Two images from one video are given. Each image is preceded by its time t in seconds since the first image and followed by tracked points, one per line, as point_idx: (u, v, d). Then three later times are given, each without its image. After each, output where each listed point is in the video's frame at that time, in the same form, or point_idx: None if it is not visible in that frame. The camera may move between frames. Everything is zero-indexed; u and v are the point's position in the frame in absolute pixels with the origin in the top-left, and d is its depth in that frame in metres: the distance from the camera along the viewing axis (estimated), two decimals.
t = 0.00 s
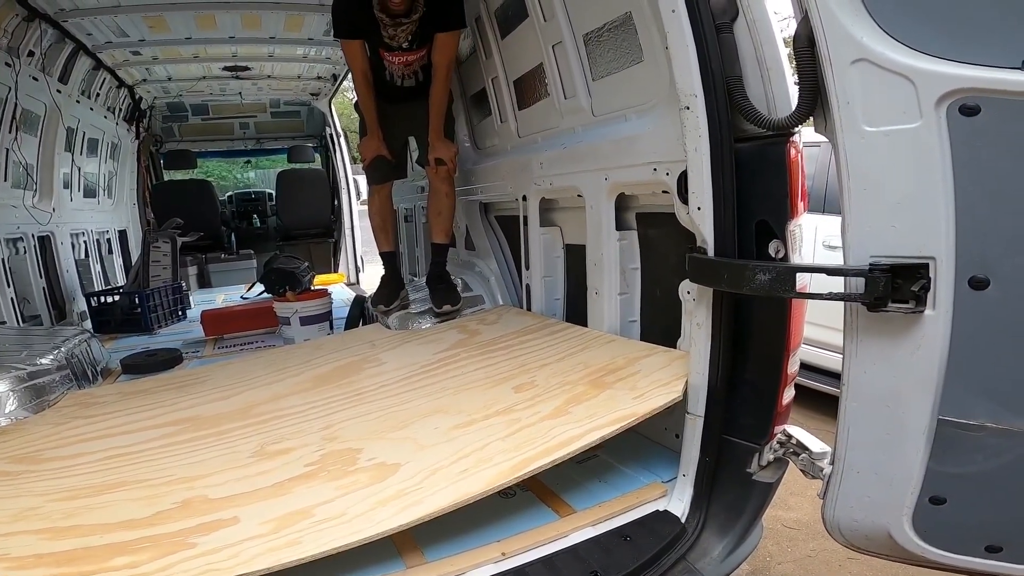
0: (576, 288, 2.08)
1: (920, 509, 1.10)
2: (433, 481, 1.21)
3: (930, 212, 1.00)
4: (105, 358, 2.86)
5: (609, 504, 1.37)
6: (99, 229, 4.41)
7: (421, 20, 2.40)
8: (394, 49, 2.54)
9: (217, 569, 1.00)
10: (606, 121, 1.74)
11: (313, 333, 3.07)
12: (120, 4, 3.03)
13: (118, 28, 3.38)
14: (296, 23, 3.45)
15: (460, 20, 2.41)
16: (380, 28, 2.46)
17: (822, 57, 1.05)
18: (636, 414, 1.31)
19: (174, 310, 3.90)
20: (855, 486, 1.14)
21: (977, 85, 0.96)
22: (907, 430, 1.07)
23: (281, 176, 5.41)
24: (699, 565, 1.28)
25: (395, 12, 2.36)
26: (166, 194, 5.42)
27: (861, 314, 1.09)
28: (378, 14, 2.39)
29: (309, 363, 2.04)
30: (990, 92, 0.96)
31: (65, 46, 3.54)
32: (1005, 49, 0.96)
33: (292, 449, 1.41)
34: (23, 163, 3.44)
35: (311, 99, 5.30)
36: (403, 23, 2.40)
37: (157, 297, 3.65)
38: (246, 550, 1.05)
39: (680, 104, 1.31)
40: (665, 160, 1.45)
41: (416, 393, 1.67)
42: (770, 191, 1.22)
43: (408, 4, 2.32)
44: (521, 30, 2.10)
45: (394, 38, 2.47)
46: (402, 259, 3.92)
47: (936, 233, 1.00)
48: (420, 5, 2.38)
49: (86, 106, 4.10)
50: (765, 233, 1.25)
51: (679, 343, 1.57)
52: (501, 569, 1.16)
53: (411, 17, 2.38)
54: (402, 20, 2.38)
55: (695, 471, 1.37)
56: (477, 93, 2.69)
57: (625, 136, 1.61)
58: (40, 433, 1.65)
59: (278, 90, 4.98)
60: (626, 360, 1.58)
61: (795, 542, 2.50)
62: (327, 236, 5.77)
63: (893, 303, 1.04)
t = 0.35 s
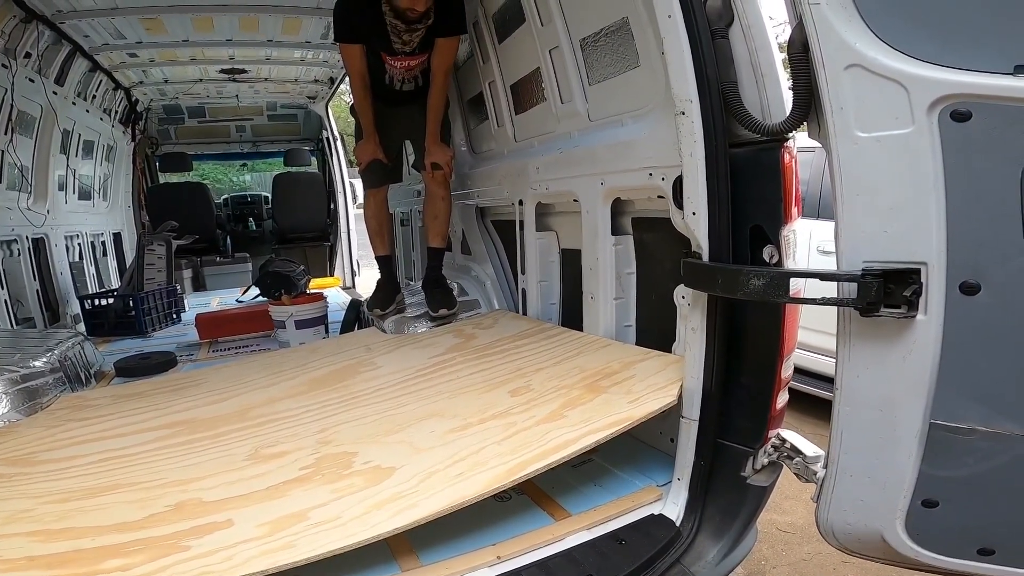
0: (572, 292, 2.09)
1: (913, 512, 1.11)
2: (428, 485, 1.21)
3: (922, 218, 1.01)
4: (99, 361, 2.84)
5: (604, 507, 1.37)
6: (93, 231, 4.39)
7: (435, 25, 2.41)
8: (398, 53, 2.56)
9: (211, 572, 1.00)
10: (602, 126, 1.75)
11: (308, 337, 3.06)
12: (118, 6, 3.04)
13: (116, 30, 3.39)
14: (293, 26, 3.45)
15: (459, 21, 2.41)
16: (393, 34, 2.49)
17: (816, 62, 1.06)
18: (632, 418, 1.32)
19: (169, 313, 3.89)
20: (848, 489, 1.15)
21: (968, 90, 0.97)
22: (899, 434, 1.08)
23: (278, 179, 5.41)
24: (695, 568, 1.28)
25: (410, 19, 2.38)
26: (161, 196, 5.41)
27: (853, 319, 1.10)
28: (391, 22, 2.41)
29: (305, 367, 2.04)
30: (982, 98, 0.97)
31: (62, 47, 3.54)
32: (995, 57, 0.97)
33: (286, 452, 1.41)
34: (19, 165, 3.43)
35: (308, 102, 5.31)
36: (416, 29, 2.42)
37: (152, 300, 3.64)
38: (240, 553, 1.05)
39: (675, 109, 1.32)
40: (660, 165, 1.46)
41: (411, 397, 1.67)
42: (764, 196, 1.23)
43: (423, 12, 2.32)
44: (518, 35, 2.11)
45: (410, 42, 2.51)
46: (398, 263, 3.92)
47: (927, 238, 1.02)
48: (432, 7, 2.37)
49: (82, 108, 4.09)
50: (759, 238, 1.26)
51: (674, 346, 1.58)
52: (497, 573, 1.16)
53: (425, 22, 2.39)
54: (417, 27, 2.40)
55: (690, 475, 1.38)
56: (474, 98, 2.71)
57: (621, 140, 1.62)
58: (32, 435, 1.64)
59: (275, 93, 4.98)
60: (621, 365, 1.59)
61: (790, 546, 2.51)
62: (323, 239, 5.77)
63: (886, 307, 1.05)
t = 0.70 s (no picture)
0: (578, 291, 2.09)
1: (922, 510, 1.10)
2: (435, 484, 1.21)
3: (927, 214, 1.01)
4: (110, 363, 2.87)
5: (610, 506, 1.37)
6: (103, 235, 4.44)
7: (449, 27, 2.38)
8: (409, 54, 2.52)
9: (220, 572, 1.01)
10: (606, 125, 1.75)
11: (316, 338, 3.08)
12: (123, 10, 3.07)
13: (122, 34, 3.42)
14: (298, 28, 3.47)
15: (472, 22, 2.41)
16: (407, 36, 2.46)
17: (818, 59, 1.06)
18: (637, 416, 1.32)
19: (179, 315, 3.92)
20: (857, 487, 1.14)
21: (973, 86, 0.97)
22: (908, 432, 1.07)
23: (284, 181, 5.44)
24: (703, 566, 1.28)
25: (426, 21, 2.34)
26: (170, 200, 5.45)
27: (860, 315, 1.09)
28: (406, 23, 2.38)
29: (312, 368, 2.05)
30: (985, 94, 0.97)
31: (69, 51, 3.58)
32: (1000, 52, 0.96)
33: (294, 452, 1.42)
34: (29, 169, 3.47)
35: (313, 104, 5.33)
36: (432, 31, 2.38)
37: (162, 302, 3.68)
38: (249, 552, 1.06)
39: (679, 107, 1.32)
40: (664, 164, 1.46)
41: (418, 397, 1.67)
42: (769, 194, 1.22)
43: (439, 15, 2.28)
44: (521, 35, 2.12)
45: (424, 44, 2.48)
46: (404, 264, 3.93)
47: (934, 234, 1.01)
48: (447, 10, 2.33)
49: (91, 112, 4.13)
50: (765, 236, 1.25)
51: (681, 345, 1.57)
52: (504, 572, 1.17)
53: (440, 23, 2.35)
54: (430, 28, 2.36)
55: (698, 474, 1.37)
56: (478, 99, 2.71)
57: (625, 139, 1.62)
58: (45, 437, 1.66)
59: (281, 95, 5.01)
60: (628, 363, 1.59)
61: (800, 545, 2.49)
62: (330, 241, 5.79)
63: (893, 304, 1.04)
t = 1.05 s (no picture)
0: (592, 290, 2.08)
1: (948, 509, 1.07)
2: (450, 485, 1.22)
3: (948, 208, 0.98)
4: (134, 367, 2.92)
5: (627, 506, 1.36)
6: (125, 241, 4.52)
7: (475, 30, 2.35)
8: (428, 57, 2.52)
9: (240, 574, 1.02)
10: (616, 122, 1.73)
11: (333, 340, 3.10)
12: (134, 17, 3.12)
13: (134, 40, 3.47)
14: (307, 31, 3.50)
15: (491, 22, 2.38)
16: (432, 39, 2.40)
17: (830, 52, 1.04)
18: (650, 416, 1.30)
19: (199, 319, 3.98)
20: (880, 485, 1.12)
21: (991, 75, 0.94)
22: (932, 429, 1.05)
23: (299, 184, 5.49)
24: (721, 566, 1.26)
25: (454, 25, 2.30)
26: (189, 205, 5.54)
27: (880, 311, 1.07)
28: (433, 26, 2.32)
29: (329, 370, 2.06)
30: (1004, 82, 0.94)
31: (84, 59, 3.64)
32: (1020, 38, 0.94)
33: (312, 455, 1.43)
34: (49, 177, 3.55)
35: (325, 107, 5.38)
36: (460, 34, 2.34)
37: (183, 307, 3.74)
38: (268, 555, 1.07)
39: (689, 102, 1.30)
40: (676, 160, 1.44)
41: (433, 398, 1.68)
42: (783, 189, 1.20)
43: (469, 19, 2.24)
44: (529, 33, 2.11)
45: (450, 46, 2.43)
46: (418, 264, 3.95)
47: (955, 227, 0.98)
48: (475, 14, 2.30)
49: (108, 119, 4.21)
50: (779, 231, 1.23)
51: (697, 343, 1.56)
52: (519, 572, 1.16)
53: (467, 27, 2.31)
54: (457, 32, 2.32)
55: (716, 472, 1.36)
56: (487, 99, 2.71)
57: (635, 136, 1.60)
58: (72, 441, 1.70)
59: (293, 98, 5.06)
60: (643, 362, 1.57)
61: (823, 542, 2.46)
62: (345, 243, 5.84)
63: (914, 299, 1.02)
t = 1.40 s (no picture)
0: (596, 291, 2.08)
1: (951, 510, 1.07)
2: (452, 487, 1.22)
3: (949, 209, 0.98)
4: (143, 370, 2.94)
5: (630, 507, 1.36)
6: (133, 244, 4.56)
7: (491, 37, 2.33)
8: (441, 61, 2.53)
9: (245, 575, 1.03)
10: (618, 124, 1.74)
11: (338, 342, 3.12)
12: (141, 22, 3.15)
13: (141, 43, 3.49)
14: (312, 35, 3.52)
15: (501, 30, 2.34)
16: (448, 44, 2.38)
17: (829, 53, 1.04)
18: (653, 417, 1.31)
19: (207, 321, 4.01)
20: (883, 486, 1.11)
21: (990, 76, 0.94)
22: (933, 430, 1.05)
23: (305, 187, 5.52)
24: (724, 567, 1.26)
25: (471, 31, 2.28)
26: (196, 208, 5.58)
27: (881, 313, 1.07)
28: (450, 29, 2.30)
29: (334, 372, 2.08)
30: (1003, 83, 0.94)
31: (91, 63, 3.67)
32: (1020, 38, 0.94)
33: (317, 456, 1.45)
34: (58, 181, 3.59)
35: (330, 109, 5.40)
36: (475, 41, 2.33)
37: (190, 309, 3.77)
38: (272, 555, 1.08)
39: (689, 105, 1.31)
40: (678, 162, 1.44)
41: (437, 400, 1.69)
42: (785, 191, 1.21)
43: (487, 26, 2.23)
44: (531, 36, 2.12)
45: (466, 53, 2.42)
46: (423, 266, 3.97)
47: (955, 228, 0.98)
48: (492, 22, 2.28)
49: (116, 123, 4.25)
50: (781, 233, 1.24)
51: (699, 344, 1.56)
52: (522, 573, 1.17)
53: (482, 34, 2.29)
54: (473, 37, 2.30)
55: (718, 474, 1.36)
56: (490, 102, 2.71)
57: (637, 137, 1.61)
58: (81, 443, 1.72)
59: (299, 101, 5.09)
60: (645, 364, 1.58)
61: (829, 543, 2.45)
62: (351, 245, 5.86)
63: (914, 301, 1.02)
